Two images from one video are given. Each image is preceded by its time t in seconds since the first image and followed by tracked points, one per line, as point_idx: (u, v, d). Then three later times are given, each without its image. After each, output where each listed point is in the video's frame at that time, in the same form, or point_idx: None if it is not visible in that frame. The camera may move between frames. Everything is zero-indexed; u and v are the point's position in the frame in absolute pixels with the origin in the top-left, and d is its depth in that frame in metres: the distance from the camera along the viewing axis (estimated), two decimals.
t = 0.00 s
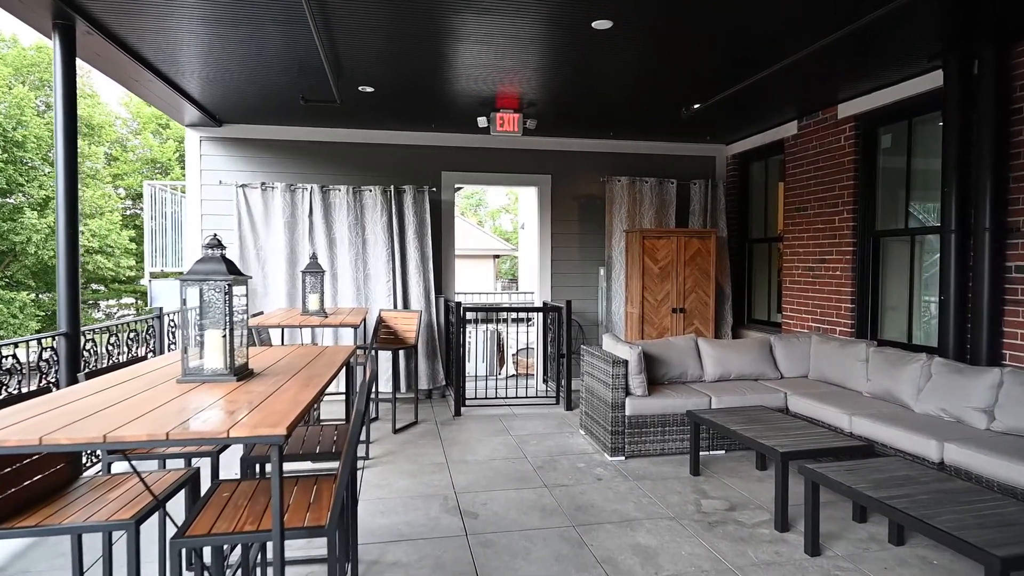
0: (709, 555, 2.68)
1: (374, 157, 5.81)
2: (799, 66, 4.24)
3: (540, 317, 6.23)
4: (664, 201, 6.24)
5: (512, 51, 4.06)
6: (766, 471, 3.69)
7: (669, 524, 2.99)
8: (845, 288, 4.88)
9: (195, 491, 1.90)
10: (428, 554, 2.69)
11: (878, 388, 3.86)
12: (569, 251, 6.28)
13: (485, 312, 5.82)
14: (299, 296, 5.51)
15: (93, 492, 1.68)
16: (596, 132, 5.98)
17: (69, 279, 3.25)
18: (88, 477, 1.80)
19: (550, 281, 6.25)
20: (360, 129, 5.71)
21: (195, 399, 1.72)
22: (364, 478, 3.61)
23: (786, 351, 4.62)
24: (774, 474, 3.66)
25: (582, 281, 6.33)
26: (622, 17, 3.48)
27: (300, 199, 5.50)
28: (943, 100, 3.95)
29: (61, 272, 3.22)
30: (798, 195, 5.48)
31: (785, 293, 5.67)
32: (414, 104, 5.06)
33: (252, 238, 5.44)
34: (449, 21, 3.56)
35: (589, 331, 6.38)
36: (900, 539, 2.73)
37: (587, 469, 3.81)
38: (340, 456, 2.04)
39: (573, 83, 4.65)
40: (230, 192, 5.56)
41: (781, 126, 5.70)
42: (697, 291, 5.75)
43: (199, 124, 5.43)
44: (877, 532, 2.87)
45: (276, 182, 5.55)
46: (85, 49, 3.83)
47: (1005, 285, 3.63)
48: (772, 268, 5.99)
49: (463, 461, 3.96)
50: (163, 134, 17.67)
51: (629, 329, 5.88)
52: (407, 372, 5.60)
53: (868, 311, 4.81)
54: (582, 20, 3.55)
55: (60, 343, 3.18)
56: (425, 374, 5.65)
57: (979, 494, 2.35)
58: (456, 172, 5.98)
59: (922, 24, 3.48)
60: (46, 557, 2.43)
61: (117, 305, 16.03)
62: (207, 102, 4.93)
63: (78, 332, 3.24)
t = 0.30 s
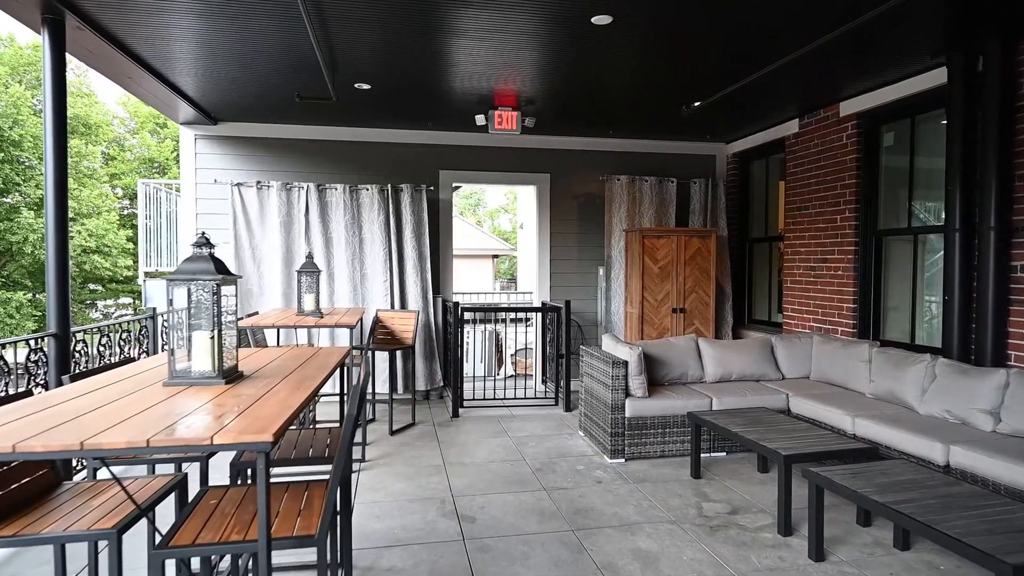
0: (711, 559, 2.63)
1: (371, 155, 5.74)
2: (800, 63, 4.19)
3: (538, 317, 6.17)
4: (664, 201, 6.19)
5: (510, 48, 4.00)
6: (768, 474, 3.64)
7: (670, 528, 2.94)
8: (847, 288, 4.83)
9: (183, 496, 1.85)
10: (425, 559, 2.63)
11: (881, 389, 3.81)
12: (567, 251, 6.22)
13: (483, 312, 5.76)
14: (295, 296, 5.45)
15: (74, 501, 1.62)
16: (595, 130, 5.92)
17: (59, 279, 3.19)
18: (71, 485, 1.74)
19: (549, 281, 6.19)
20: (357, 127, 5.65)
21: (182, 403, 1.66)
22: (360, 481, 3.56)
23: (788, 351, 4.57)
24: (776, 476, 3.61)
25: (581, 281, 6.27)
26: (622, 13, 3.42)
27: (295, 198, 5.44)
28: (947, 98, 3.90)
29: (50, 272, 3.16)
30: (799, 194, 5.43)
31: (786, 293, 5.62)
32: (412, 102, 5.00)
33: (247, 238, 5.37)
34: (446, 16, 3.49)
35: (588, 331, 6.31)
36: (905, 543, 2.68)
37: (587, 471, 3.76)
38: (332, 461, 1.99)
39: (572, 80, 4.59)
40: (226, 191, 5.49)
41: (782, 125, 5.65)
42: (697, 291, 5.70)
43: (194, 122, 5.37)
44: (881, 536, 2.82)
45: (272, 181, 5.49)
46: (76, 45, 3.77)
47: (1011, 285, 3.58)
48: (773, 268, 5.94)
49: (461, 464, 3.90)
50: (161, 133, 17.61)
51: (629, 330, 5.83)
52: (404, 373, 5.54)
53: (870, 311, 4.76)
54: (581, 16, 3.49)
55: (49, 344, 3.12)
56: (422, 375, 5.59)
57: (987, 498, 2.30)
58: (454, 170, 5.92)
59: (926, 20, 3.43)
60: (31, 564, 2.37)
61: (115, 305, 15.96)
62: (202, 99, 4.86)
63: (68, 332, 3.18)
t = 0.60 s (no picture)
0: (713, 565, 2.58)
1: (368, 153, 5.68)
2: (802, 61, 4.14)
3: (537, 317, 6.12)
4: (664, 199, 6.13)
5: (508, 44, 3.94)
6: (770, 477, 3.59)
7: (671, 533, 2.88)
8: (849, 288, 4.78)
9: (170, 502, 1.79)
10: (420, 565, 2.58)
11: (884, 391, 3.76)
12: (566, 250, 6.16)
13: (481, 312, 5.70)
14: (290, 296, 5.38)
15: (55, 510, 1.56)
16: (595, 129, 5.87)
17: (48, 279, 3.13)
18: (53, 493, 1.68)
19: (548, 281, 6.14)
20: (353, 125, 5.58)
21: (167, 407, 1.61)
22: (356, 484, 3.50)
23: (789, 352, 4.51)
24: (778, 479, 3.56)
25: (580, 280, 6.21)
26: (622, 7, 3.36)
27: (291, 196, 5.37)
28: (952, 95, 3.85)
29: (38, 272, 3.10)
30: (800, 193, 5.38)
31: (786, 293, 5.57)
32: (408, 99, 4.94)
33: (243, 237, 5.31)
34: (442, 11, 3.43)
35: (587, 331, 6.26)
36: (911, 548, 2.63)
37: (586, 474, 3.70)
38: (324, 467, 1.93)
39: (572, 77, 4.53)
40: (220, 189, 5.43)
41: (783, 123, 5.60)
42: (697, 291, 5.64)
43: (188, 120, 5.30)
44: (887, 541, 2.77)
45: (267, 179, 5.43)
46: (66, 40, 3.70)
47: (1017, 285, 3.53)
48: (773, 268, 5.89)
49: (458, 466, 3.85)
50: (158, 133, 17.54)
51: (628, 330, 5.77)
52: (402, 374, 5.48)
53: (873, 311, 4.71)
54: (580, 11, 3.43)
55: (38, 345, 3.06)
56: (419, 376, 5.53)
57: (997, 503, 2.24)
58: (452, 169, 5.86)
59: (931, 16, 3.37)
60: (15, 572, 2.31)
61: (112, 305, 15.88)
62: (196, 96, 4.80)
63: (57, 334, 3.12)
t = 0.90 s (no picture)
0: (715, 572, 2.52)
1: (364, 153, 5.62)
2: (804, 58, 4.09)
3: (536, 317, 6.06)
4: (664, 199, 6.07)
5: (506, 42, 3.87)
6: (772, 480, 3.53)
7: (672, 539, 2.83)
8: (851, 288, 4.72)
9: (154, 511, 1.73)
10: (416, 573, 2.52)
11: (887, 393, 3.70)
12: (565, 251, 6.10)
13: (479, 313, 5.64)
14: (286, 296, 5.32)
15: (33, 520, 1.51)
16: (594, 127, 5.81)
17: (35, 279, 3.07)
18: (34, 502, 1.63)
19: (546, 282, 6.08)
20: (350, 124, 5.53)
21: (150, 414, 1.54)
22: (351, 489, 3.44)
23: (790, 353, 4.46)
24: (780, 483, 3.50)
25: (579, 281, 6.16)
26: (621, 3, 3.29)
27: (287, 196, 5.31)
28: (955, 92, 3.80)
29: (26, 272, 3.04)
30: (801, 192, 5.33)
31: (787, 293, 5.52)
32: (405, 97, 4.88)
33: (237, 237, 5.24)
34: (439, 8, 3.36)
35: (586, 332, 6.19)
36: (917, 555, 2.57)
37: (585, 477, 3.65)
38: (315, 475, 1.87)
39: (571, 75, 4.47)
40: (215, 189, 5.36)
41: (783, 122, 5.55)
42: (697, 291, 5.59)
43: (182, 118, 5.24)
44: (892, 547, 2.71)
45: (262, 178, 5.36)
46: (54, 36, 3.63)
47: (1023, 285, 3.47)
48: (774, 268, 5.84)
49: (456, 470, 3.79)
50: (156, 132, 17.47)
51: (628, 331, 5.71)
52: (399, 375, 5.42)
53: (875, 312, 4.65)
54: (579, 7, 3.36)
55: (25, 347, 3.00)
56: (416, 377, 5.47)
57: (1007, 510, 2.19)
58: (449, 168, 5.80)
59: (935, 12, 3.31)
60: None
61: (109, 305, 15.80)
62: (190, 94, 4.73)
63: (45, 336, 3.06)
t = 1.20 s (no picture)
0: None
1: (361, 151, 5.56)
2: (806, 55, 4.03)
3: (535, 318, 6.00)
4: (664, 198, 6.02)
5: (504, 39, 3.80)
6: (774, 484, 3.47)
7: (674, 545, 2.77)
8: (853, 289, 4.67)
9: (138, 520, 1.67)
10: None
11: (892, 395, 3.64)
12: (564, 250, 6.05)
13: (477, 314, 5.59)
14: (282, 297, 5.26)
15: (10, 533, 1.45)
16: (592, 126, 5.75)
17: (24, 280, 3.01)
18: (12, 514, 1.57)
19: (545, 282, 6.02)
20: (346, 123, 5.47)
21: (132, 421, 1.48)
22: (347, 493, 3.38)
23: (792, 354, 4.40)
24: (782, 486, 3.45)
25: (578, 281, 6.10)
26: None
27: (283, 195, 5.25)
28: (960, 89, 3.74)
29: (13, 273, 2.98)
30: (803, 191, 5.28)
31: (789, 293, 5.46)
32: (403, 95, 4.82)
33: (232, 237, 5.18)
34: (436, 4, 3.29)
35: (585, 333, 6.13)
36: (924, 562, 2.52)
37: (585, 481, 3.59)
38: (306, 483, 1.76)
39: (570, 73, 4.41)
40: (209, 188, 5.30)
41: (784, 120, 5.50)
42: (698, 291, 5.53)
43: (177, 117, 5.18)
44: (898, 553, 2.66)
45: (258, 178, 5.30)
46: (44, 31, 3.56)
47: None
48: (775, 268, 5.78)
49: (453, 473, 3.73)
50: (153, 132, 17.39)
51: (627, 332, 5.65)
52: (396, 376, 5.36)
53: (877, 312, 4.59)
54: (578, 3, 3.30)
55: (13, 350, 2.94)
56: (414, 379, 5.41)
57: (1018, 517, 2.13)
58: (447, 167, 5.75)
59: (940, 8, 3.26)
60: None
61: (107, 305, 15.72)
62: (184, 92, 4.67)
63: (34, 338, 3.01)
